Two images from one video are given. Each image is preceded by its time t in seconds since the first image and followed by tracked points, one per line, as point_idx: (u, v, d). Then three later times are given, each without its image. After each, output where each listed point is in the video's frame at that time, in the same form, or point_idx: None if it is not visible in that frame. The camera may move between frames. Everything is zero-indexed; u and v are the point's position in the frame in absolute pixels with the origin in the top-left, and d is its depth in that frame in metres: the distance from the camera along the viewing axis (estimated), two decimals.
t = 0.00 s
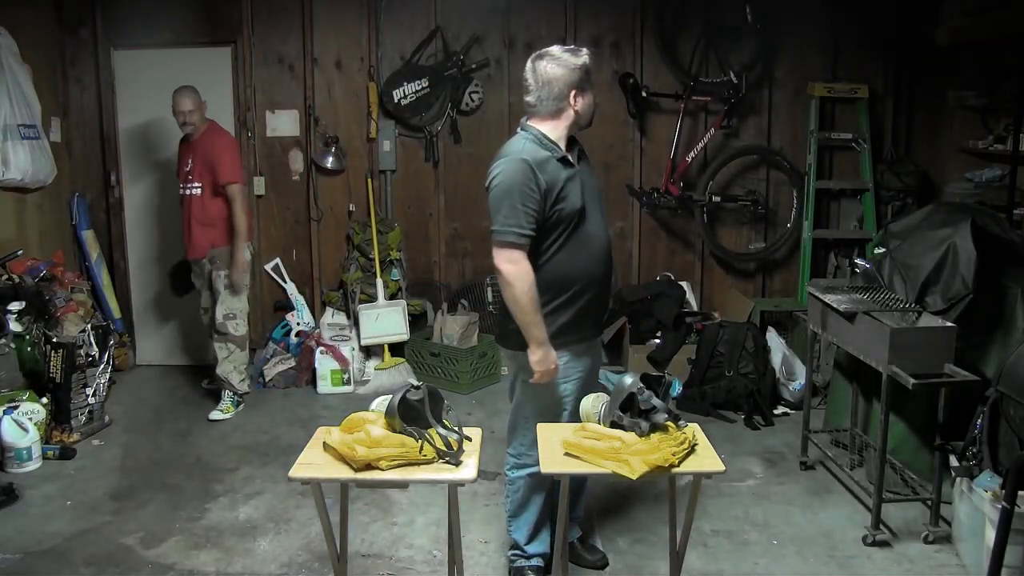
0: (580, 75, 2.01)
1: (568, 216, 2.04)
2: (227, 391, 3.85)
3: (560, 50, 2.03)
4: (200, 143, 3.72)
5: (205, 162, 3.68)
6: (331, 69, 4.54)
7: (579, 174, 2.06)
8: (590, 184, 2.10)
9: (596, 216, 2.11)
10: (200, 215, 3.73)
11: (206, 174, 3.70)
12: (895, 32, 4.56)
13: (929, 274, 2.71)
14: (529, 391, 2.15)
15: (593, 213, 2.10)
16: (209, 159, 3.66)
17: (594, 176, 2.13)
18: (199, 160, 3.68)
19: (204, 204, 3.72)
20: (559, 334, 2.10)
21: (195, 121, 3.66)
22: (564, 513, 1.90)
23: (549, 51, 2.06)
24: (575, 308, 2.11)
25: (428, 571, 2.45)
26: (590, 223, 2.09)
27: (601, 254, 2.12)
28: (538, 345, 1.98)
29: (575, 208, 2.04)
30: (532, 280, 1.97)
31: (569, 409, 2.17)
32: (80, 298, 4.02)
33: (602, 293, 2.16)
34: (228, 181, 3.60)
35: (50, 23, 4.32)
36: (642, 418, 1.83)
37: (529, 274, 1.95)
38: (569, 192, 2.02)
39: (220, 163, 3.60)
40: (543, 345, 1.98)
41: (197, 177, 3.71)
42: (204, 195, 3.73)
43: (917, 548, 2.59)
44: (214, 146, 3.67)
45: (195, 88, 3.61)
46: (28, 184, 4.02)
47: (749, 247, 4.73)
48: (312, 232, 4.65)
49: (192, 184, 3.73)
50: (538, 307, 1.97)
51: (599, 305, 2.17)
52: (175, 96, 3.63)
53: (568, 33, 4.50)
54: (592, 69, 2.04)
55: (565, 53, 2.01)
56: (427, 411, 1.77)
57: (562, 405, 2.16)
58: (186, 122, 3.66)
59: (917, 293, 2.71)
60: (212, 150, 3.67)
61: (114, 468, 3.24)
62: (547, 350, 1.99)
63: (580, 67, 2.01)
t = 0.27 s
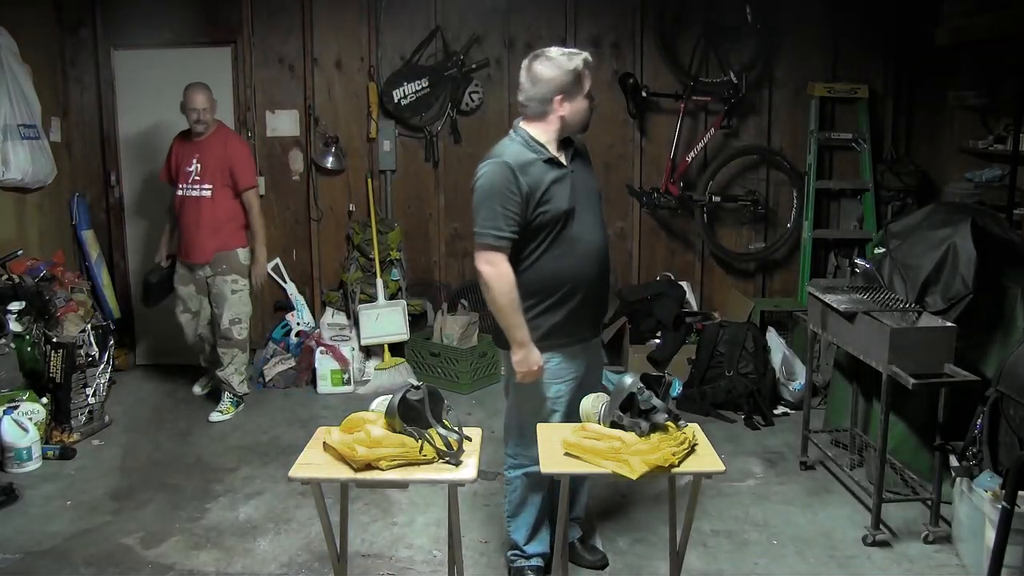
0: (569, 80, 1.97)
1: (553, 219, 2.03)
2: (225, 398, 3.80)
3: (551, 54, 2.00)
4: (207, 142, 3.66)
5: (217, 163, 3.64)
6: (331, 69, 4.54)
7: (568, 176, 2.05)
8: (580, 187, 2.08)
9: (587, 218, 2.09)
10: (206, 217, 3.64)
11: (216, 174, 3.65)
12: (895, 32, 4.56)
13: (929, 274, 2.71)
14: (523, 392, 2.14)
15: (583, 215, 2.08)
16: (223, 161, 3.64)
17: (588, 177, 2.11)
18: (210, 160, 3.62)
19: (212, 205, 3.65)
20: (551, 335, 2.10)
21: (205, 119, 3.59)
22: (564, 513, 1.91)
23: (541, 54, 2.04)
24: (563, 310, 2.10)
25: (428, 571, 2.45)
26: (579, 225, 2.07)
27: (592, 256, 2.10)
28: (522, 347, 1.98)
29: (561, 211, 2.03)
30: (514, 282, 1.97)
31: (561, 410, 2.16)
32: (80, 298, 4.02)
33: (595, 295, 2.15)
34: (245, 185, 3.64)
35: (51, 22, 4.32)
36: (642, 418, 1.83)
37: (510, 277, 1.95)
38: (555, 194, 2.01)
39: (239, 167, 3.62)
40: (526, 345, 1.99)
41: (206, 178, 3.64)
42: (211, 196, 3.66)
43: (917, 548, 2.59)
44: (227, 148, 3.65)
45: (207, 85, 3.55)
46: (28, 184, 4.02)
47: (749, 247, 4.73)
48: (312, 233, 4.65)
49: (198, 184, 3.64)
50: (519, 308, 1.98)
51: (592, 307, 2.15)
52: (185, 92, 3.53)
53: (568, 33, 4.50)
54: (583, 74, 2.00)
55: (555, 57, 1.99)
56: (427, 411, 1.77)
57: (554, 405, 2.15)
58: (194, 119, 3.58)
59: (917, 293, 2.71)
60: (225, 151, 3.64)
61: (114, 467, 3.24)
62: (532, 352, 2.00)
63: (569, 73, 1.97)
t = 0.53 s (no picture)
0: (531, 99, 1.89)
1: (535, 221, 2.00)
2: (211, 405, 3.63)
3: (542, 63, 1.89)
4: (212, 142, 3.52)
5: (226, 164, 3.52)
6: (331, 69, 4.53)
7: (554, 177, 2.01)
8: (568, 190, 2.04)
9: (575, 220, 2.06)
10: (213, 220, 3.51)
11: (225, 176, 3.53)
12: (895, 32, 4.56)
13: (929, 274, 2.71)
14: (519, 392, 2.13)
15: (571, 217, 2.05)
16: (234, 162, 3.54)
17: (581, 178, 2.07)
18: (219, 161, 3.50)
19: (219, 208, 3.53)
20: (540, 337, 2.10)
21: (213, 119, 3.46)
22: (564, 513, 1.91)
23: (544, 58, 1.92)
24: (550, 312, 2.09)
25: (428, 571, 2.45)
26: (565, 227, 2.04)
27: (579, 259, 2.07)
28: (502, 348, 1.97)
29: (544, 212, 2.00)
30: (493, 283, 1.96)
31: (551, 411, 2.15)
32: (80, 298, 4.02)
33: (584, 298, 2.12)
34: (253, 187, 3.58)
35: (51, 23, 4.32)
36: (642, 418, 1.83)
37: (488, 278, 1.94)
38: (537, 196, 1.99)
39: (249, 169, 3.55)
40: (507, 346, 1.98)
41: (216, 179, 3.51)
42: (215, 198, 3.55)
43: (916, 548, 2.59)
44: (236, 149, 3.56)
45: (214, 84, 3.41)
46: (28, 184, 4.02)
47: (749, 247, 4.73)
48: (312, 232, 4.65)
49: (207, 186, 3.51)
50: (497, 309, 1.97)
51: (583, 308, 2.13)
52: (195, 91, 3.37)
53: (568, 33, 4.50)
54: (547, 100, 1.87)
55: (539, 69, 1.88)
56: (427, 411, 1.77)
57: (546, 406, 2.14)
58: (202, 119, 3.43)
59: (917, 293, 2.71)
60: (234, 152, 3.55)
61: (114, 467, 3.24)
62: (513, 353, 1.98)
63: (529, 92, 1.88)
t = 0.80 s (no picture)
0: (518, 104, 1.88)
1: (522, 223, 2.00)
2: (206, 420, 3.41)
3: (533, 68, 1.88)
4: (212, 146, 3.41)
5: (229, 167, 3.43)
6: (331, 69, 4.53)
7: (543, 180, 2.00)
8: (559, 193, 2.02)
9: (565, 223, 2.04)
10: (222, 225, 3.41)
11: (229, 180, 3.44)
12: (895, 32, 4.56)
13: (929, 274, 2.71)
14: (512, 394, 2.13)
15: (561, 219, 2.03)
16: (237, 166, 3.46)
17: (576, 179, 2.04)
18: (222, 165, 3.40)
19: (227, 213, 3.43)
20: (536, 340, 2.09)
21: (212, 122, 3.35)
22: (564, 513, 1.90)
23: (537, 63, 1.90)
24: (540, 313, 2.08)
25: (428, 571, 2.45)
26: (555, 229, 2.03)
27: (568, 261, 2.05)
28: (485, 351, 1.98)
29: (531, 215, 2.00)
30: (478, 286, 1.98)
31: (543, 412, 2.14)
32: (80, 298, 4.04)
33: (576, 300, 2.10)
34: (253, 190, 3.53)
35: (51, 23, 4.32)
36: (642, 418, 1.83)
37: (475, 281, 1.96)
38: (524, 199, 1.98)
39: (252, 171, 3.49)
40: (490, 350, 1.99)
41: (222, 184, 3.42)
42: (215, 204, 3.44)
43: (916, 548, 2.59)
44: (237, 152, 3.48)
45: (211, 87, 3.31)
46: (28, 184, 4.02)
47: (749, 247, 4.73)
48: (312, 233, 4.65)
49: (214, 191, 3.40)
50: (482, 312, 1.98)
51: (575, 309, 2.11)
52: (195, 95, 3.24)
53: (568, 34, 4.50)
54: (531, 109, 1.86)
55: (528, 74, 1.86)
56: (427, 411, 1.77)
57: (537, 408, 2.13)
58: (198, 123, 3.31)
59: (917, 293, 2.71)
60: (234, 155, 3.46)
61: (113, 467, 3.24)
62: (497, 357, 1.99)
63: (516, 98, 1.88)
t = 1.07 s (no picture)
0: (506, 109, 1.84)
1: (513, 226, 2.00)
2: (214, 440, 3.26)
3: (520, 72, 1.84)
4: (207, 143, 3.17)
5: (227, 163, 3.20)
6: (331, 69, 4.53)
7: (533, 184, 1.99)
8: (551, 196, 2.01)
9: (556, 227, 2.03)
10: (228, 224, 3.20)
11: (230, 177, 3.21)
12: (895, 32, 4.56)
13: (929, 274, 2.71)
14: (508, 395, 2.14)
15: (552, 223, 2.02)
16: (235, 160, 3.23)
17: (569, 183, 2.02)
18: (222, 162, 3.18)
19: (233, 211, 3.22)
20: (535, 339, 2.09)
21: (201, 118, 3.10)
22: (564, 513, 1.90)
23: (526, 66, 1.85)
24: (532, 315, 2.08)
25: (428, 571, 2.45)
26: (545, 233, 2.03)
27: (558, 265, 2.05)
28: (474, 354, 1.99)
29: (520, 219, 2.00)
30: (469, 290, 1.99)
31: (537, 412, 2.14)
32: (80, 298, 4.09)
33: (569, 303, 2.10)
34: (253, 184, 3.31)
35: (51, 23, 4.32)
36: (642, 418, 1.83)
37: (466, 286, 1.97)
38: (512, 203, 1.98)
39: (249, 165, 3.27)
40: (479, 352, 2.00)
41: (224, 181, 3.19)
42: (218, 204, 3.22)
43: (916, 548, 2.59)
44: (231, 145, 3.25)
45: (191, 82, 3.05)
46: (28, 184, 4.01)
47: (749, 247, 4.73)
48: (312, 233, 4.65)
49: (217, 190, 3.18)
50: (472, 315, 2.00)
51: (570, 312, 2.11)
52: (182, 92, 2.98)
53: (568, 34, 4.50)
54: (516, 115, 1.83)
55: (515, 79, 1.82)
56: (427, 411, 1.77)
57: (531, 408, 2.13)
58: (184, 123, 3.05)
59: (917, 293, 2.71)
60: (230, 149, 3.23)
61: (113, 468, 3.24)
62: (485, 359, 2.00)
63: (503, 103, 1.84)
